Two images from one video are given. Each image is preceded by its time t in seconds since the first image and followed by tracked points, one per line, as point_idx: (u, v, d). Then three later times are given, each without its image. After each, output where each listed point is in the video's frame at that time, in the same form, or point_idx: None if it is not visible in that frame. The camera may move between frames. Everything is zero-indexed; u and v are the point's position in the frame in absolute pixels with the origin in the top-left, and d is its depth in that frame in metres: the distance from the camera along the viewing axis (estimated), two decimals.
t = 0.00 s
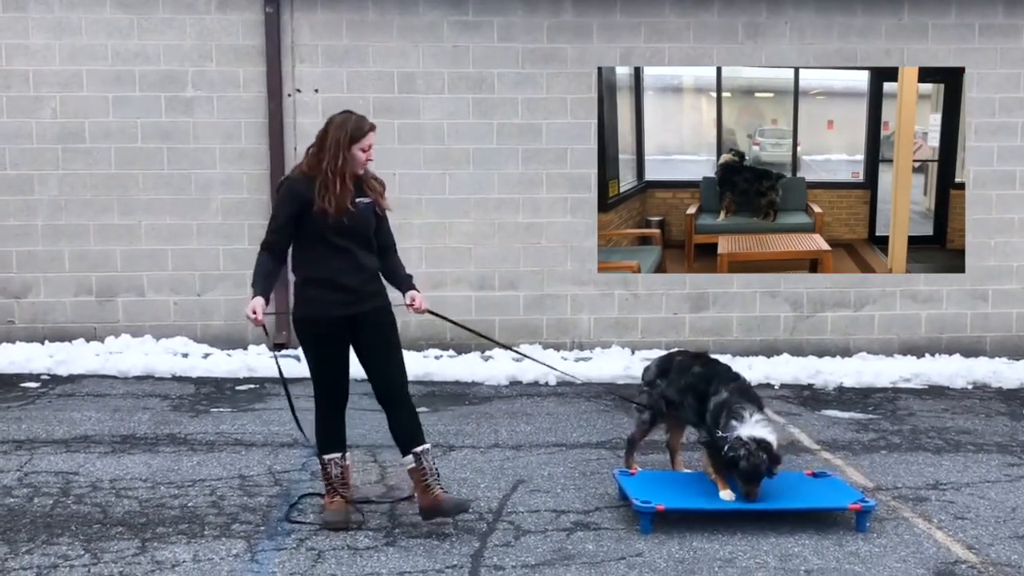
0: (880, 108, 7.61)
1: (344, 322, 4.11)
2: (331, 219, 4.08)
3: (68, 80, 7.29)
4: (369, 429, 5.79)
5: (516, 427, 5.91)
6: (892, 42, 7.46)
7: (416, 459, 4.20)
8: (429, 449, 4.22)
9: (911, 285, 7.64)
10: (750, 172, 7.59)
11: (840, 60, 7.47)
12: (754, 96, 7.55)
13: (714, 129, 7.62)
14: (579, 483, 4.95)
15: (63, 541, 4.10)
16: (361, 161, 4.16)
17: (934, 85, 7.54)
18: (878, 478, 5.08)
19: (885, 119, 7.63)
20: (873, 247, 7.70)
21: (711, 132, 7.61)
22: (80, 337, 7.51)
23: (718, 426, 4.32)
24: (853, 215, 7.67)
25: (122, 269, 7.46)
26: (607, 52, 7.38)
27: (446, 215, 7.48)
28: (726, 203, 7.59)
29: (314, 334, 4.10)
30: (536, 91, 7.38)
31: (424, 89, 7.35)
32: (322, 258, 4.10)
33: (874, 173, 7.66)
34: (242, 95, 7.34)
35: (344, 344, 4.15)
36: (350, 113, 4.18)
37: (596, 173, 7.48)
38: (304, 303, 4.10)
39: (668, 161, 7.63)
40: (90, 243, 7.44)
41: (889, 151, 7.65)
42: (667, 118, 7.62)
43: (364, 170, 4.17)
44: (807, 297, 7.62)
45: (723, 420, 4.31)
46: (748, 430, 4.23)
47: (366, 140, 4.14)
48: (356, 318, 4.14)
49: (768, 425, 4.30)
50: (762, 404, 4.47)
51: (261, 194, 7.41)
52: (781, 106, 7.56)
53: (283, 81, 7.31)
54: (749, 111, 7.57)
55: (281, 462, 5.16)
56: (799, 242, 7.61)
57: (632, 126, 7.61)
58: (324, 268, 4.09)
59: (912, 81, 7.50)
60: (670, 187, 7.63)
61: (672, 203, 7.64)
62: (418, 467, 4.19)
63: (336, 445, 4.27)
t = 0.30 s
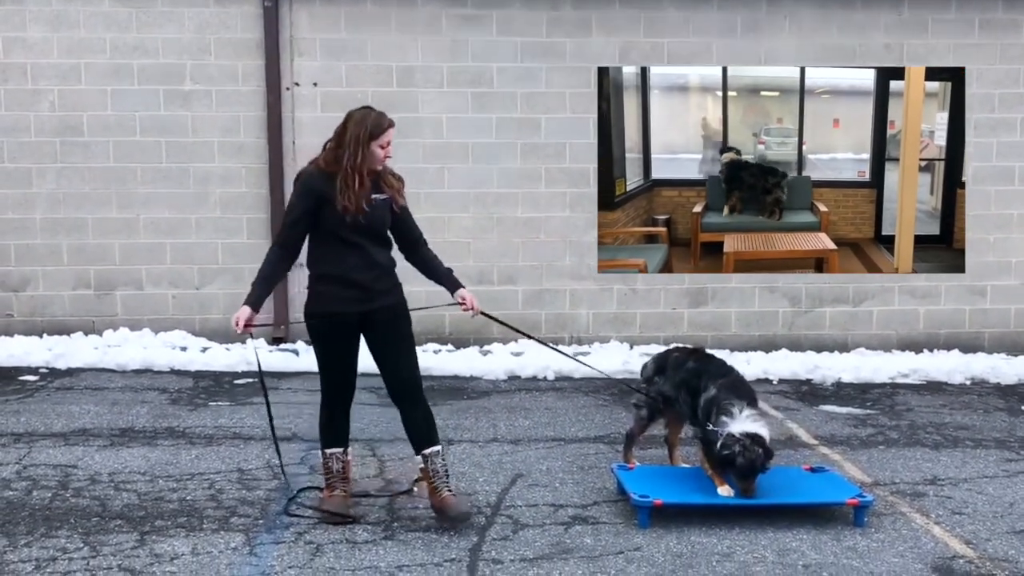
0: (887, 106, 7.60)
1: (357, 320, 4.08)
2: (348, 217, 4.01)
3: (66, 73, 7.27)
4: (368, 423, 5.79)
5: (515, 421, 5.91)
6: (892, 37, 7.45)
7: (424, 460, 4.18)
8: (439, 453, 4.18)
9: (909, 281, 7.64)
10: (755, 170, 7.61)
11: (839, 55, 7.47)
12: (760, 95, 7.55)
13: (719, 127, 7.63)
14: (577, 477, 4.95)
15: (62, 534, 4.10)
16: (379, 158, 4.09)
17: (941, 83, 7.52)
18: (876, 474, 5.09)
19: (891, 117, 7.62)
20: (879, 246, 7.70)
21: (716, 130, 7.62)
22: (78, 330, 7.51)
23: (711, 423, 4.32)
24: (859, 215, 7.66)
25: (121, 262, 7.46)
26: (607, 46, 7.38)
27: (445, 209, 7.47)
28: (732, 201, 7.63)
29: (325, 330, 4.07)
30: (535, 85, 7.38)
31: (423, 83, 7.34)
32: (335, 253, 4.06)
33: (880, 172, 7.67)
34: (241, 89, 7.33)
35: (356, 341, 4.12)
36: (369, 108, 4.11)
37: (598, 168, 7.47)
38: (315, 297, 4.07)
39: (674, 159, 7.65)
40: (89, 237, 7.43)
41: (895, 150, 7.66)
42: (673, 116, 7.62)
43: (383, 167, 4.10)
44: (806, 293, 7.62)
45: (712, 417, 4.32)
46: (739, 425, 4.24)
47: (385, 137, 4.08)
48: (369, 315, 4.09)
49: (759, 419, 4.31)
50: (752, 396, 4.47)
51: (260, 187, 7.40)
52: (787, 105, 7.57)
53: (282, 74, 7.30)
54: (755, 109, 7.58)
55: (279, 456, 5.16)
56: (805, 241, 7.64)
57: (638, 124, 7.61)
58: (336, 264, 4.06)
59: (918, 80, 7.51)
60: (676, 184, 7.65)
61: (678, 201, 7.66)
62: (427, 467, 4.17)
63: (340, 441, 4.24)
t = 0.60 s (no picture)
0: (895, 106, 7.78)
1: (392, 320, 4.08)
2: (382, 213, 4.02)
3: (63, 68, 7.26)
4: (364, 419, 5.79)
5: (512, 418, 5.91)
6: (889, 35, 7.46)
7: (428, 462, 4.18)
8: (442, 455, 4.19)
9: (905, 278, 7.65)
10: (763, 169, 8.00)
11: (836, 52, 7.48)
12: (767, 94, 7.90)
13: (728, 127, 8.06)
14: (574, 473, 4.96)
15: (58, 529, 4.10)
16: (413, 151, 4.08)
17: (949, 83, 7.56)
18: (872, 470, 5.10)
19: (900, 117, 7.79)
20: (887, 247, 7.86)
21: (725, 130, 8.05)
22: (75, 326, 7.50)
23: (715, 423, 4.30)
24: (865, 215, 7.90)
25: (117, 258, 7.45)
26: (604, 43, 7.38)
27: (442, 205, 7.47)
28: (739, 201, 7.97)
29: (359, 327, 4.08)
30: (532, 81, 7.37)
31: (420, 79, 7.33)
32: (373, 252, 4.06)
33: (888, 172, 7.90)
34: (238, 84, 7.32)
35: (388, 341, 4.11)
36: (401, 103, 4.11)
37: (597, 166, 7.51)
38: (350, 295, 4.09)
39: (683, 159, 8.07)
40: (85, 232, 7.42)
41: (904, 149, 7.86)
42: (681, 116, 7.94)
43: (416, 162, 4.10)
44: (802, 289, 7.63)
45: (716, 416, 4.30)
46: (746, 425, 4.23)
47: (417, 129, 4.07)
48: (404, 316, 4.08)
49: (762, 415, 4.32)
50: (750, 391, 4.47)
51: (257, 183, 7.40)
52: (793, 104, 7.95)
53: (279, 69, 7.29)
54: (762, 109, 8.01)
55: (276, 451, 5.17)
56: (813, 241, 7.81)
57: (649, 125, 7.90)
58: (373, 264, 4.05)
59: (928, 80, 7.55)
60: (685, 184, 8.06)
61: (686, 201, 8.06)
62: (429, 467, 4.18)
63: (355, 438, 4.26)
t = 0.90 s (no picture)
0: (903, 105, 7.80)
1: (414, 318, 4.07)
2: (411, 205, 4.01)
3: (58, 65, 7.25)
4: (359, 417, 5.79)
5: (507, 416, 5.91)
6: (885, 35, 7.47)
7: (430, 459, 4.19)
8: (446, 454, 4.19)
9: (900, 278, 7.66)
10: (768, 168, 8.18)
11: (832, 52, 7.48)
12: (774, 94, 7.93)
13: (735, 126, 8.23)
14: (569, 472, 4.96)
15: (53, 527, 4.10)
16: (434, 138, 4.04)
17: (958, 83, 7.53)
18: (866, 470, 5.11)
19: (908, 117, 7.82)
20: (895, 247, 7.88)
21: (731, 130, 8.22)
22: (69, 323, 7.48)
23: (712, 421, 4.29)
24: (873, 215, 7.93)
25: (112, 255, 7.43)
26: (600, 42, 7.38)
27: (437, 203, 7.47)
28: (745, 200, 8.09)
29: (380, 325, 4.07)
30: (528, 81, 7.37)
31: (416, 77, 7.33)
32: (399, 249, 4.03)
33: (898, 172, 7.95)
34: (234, 82, 7.31)
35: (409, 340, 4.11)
36: (419, 94, 4.11)
37: (602, 165, 7.69)
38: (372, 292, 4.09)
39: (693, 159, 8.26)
40: (80, 229, 7.41)
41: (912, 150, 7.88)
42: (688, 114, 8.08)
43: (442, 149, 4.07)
44: (797, 289, 7.64)
45: (713, 413, 4.30)
46: (744, 424, 4.23)
47: (432, 116, 4.03)
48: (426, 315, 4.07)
49: (759, 414, 4.32)
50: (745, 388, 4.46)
51: (252, 181, 7.39)
52: (802, 104, 8.00)
53: (275, 67, 7.28)
54: (769, 109, 8.11)
55: (271, 449, 5.16)
56: (822, 241, 7.86)
57: (657, 124, 8.08)
58: (397, 261, 4.03)
59: (937, 79, 7.56)
60: (693, 184, 8.25)
61: (694, 200, 8.25)
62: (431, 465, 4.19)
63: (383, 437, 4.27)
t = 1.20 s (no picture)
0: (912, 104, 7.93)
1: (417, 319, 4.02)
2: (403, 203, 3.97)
3: (52, 63, 7.23)
4: (353, 417, 5.78)
5: (501, 417, 5.91)
6: (880, 37, 7.49)
7: (426, 460, 4.18)
8: (441, 455, 4.19)
9: (893, 280, 7.68)
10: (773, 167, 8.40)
11: (827, 54, 7.50)
12: (781, 93, 8.16)
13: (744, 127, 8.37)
14: (564, 472, 4.96)
15: (46, 526, 4.08)
16: (417, 135, 3.98)
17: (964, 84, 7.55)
18: (860, 471, 5.12)
19: (917, 116, 7.91)
20: (903, 247, 7.91)
21: (739, 130, 8.35)
22: (63, 322, 7.46)
23: (704, 421, 4.30)
24: (881, 215, 8.01)
25: (106, 254, 7.42)
26: (595, 43, 7.38)
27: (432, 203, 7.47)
28: (753, 200, 8.27)
29: (385, 326, 4.01)
30: (523, 81, 7.37)
31: (411, 77, 7.32)
32: (397, 249, 3.98)
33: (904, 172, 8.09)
34: (229, 81, 7.30)
35: (413, 342, 4.05)
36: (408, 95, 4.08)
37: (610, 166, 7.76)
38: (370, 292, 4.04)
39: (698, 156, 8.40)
40: (74, 228, 7.39)
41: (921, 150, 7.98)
42: (696, 114, 8.18)
43: (429, 145, 3.99)
44: (791, 291, 7.65)
45: (706, 414, 4.30)
46: (735, 424, 4.22)
47: (410, 112, 3.97)
48: (429, 315, 4.02)
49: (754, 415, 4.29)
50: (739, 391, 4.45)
51: (247, 180, 7.38)
52: (808, 104, 8.32)
53: (269, 67, 7.27)
54: (775, 108, 8.36)
55: (265, 449, 5.15)
56: (830, 241, 7.98)
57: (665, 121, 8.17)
58: (396, 262, 3.98)
59: (946, 79, 7.57)
60: (700, 183, 8.40)
61: (702, 199, 8.39)
62: (425, 465, 4.18)
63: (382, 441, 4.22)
